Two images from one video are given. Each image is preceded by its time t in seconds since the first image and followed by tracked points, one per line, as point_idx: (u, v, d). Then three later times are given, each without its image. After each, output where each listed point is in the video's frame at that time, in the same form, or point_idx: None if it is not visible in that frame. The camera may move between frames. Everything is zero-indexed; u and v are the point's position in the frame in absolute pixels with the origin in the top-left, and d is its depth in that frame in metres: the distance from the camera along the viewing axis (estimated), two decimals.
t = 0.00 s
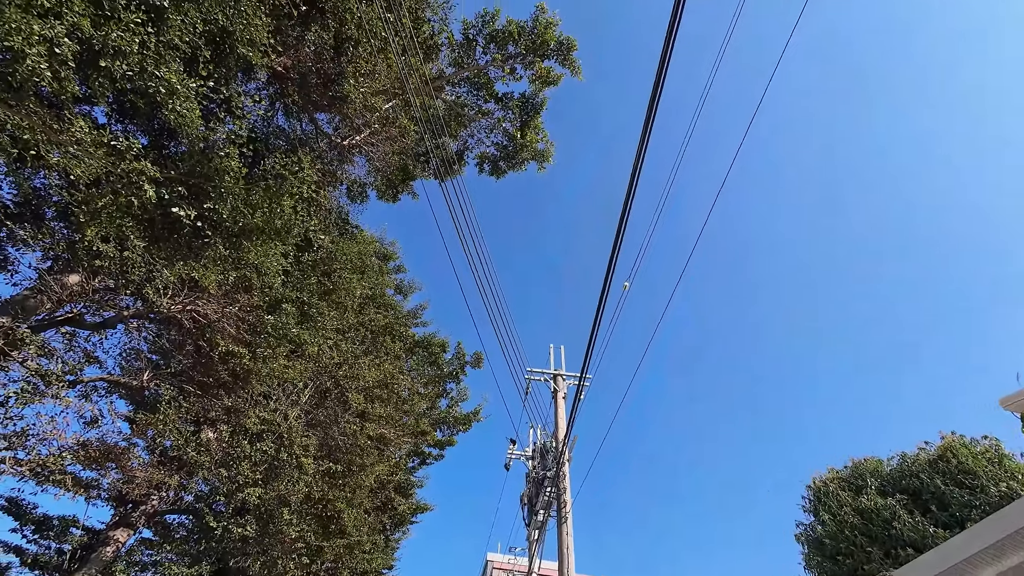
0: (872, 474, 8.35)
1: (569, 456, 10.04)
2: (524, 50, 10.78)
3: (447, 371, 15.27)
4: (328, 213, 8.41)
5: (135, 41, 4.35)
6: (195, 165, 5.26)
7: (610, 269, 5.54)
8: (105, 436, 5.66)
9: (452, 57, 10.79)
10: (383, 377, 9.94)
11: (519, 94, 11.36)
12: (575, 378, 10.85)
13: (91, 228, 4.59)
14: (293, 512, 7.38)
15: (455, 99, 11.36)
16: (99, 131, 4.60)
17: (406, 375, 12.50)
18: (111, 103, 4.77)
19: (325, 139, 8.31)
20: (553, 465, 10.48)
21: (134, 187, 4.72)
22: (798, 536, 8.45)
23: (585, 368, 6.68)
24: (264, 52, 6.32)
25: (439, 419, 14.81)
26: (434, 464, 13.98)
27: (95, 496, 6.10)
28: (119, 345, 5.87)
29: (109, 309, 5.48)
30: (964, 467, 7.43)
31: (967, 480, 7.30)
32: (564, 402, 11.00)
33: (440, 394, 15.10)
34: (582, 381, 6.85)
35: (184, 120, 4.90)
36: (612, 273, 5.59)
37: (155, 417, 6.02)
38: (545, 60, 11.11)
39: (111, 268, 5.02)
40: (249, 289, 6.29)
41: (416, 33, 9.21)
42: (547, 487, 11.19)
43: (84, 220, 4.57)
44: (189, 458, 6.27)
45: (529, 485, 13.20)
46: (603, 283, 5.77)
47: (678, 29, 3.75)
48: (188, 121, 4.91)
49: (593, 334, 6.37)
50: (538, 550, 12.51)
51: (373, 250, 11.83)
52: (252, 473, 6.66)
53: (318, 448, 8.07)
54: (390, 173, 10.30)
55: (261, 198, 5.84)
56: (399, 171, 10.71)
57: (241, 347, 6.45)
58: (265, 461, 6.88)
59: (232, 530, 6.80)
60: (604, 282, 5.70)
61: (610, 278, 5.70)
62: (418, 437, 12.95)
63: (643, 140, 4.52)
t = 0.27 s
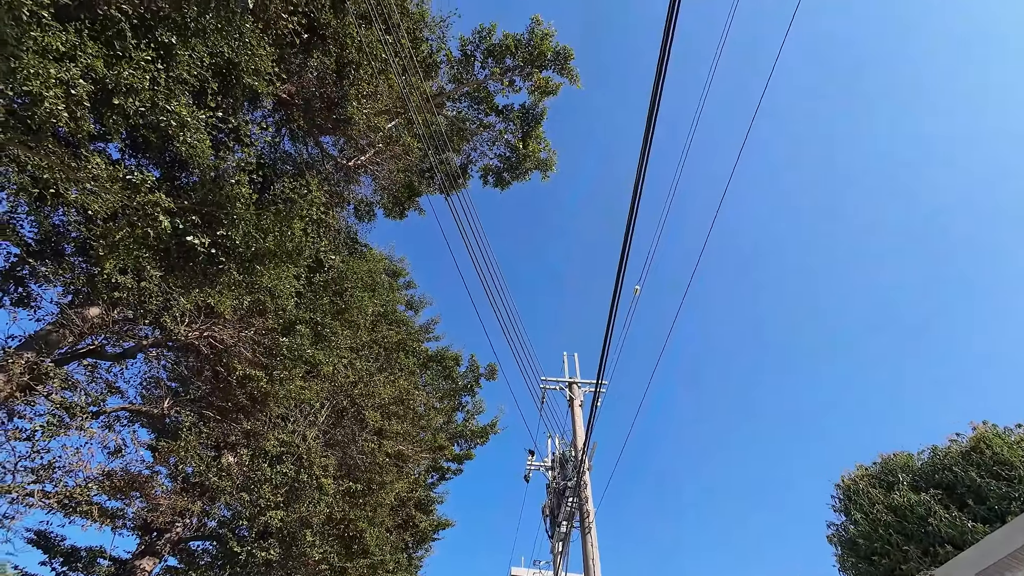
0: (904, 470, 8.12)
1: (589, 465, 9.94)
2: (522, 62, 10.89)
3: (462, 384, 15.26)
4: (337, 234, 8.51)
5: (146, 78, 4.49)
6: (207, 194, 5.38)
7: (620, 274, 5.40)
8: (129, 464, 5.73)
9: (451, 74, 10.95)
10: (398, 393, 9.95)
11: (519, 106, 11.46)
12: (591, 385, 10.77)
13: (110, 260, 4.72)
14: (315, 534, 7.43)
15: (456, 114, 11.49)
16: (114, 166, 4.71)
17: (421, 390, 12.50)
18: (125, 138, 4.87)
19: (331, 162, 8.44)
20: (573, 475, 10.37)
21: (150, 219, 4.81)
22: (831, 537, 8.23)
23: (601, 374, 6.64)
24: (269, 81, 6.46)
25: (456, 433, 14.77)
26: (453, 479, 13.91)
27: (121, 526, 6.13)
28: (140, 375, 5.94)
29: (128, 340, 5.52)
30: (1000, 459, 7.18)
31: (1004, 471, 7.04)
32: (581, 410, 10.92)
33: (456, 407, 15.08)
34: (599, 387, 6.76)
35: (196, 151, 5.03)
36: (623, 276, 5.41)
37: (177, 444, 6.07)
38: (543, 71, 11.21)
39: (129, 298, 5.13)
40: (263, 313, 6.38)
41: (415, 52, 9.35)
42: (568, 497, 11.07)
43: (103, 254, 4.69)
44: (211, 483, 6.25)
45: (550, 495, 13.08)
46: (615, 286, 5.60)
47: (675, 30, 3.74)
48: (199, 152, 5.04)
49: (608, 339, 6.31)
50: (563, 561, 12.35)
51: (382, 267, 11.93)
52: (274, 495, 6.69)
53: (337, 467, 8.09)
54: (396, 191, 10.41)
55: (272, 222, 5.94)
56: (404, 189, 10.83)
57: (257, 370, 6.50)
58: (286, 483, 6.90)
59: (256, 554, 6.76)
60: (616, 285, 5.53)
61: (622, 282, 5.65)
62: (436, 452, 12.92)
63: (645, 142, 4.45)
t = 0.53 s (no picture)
0: (929, 468, 7.82)
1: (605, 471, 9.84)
2: (524, 70, 10.95)
3: (475, 393, 15.24)
4: (347, 247, 8.59)
5: (157, 104, 4.57)
6: (220, 214, 5.47)
7: (629, 281, 5.26)
8: (148, 483, 5.79)
9: (454, 85, 11.07)
10: (411, 404, 9.96)
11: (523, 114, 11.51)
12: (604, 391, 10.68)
13: (126, 283, 4.82)
14: (333, 547, 7.44)
15: (460, 124, 11.58)
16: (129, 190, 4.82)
17: (434, 400, 12.51)
18: (137, 161, 5.00)
19: (338, 176, 8.54)
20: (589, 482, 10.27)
21: (165, 240, 4.88)
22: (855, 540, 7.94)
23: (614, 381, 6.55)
24: (276, 100, 6.57)
25: (471, 442, 14.73)
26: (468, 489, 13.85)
27: (142, 545, 6.20)
28: (157, 394, 6.10)
29: (146, 359, 5.65)
30: None
31: None
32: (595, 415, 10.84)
33: (469, 417, 15.06)
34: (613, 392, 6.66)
35: (207, 172, 5.12)
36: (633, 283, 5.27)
37: (195, 463, 6.11)
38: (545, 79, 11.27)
39: (146, 319, 5.21)
40: (277, 329, 6.44)
41: (418, 66, 9.46)
42: (585, 505, 10.96)
43: (120, 277, 4.80)
44: (229, 499, 6.28)
45: (567, 503, 12.96)
46: (625, 292, 5.45)
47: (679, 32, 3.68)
48: (210, 173, 5.12)
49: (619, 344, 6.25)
50: (582, 570, 12.21)
51: (392, 279, 12.00)
52: (291, 510, 6.73)
53: (353, 481, 8.10)
54: (403, 203, 10.50)
55: (283, 239, 6.02)
56: (411, 200, 10.92)
57: (273, 386, 6.52)
58: (303, 497, 6.92)
59: (275, 570, 6.82)
60: (627, 291, 5.38)
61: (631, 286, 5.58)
62: (451, 462, 12.90)
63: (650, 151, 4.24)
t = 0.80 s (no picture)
0: (948, 465, 7.69)
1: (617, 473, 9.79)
2: (527, 74, 10.99)
3: (484, 397, 15.24)
4: (354, 254, 8.66)
5: (168, 117, 4.67)
6: (230, 224, 5.52)
7: (637, 283, 5.21)
8: (164, 491, 5.86)
9: (458, 90, 11.15)
10: (421, 409, 9.99)
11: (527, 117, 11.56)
12: (614, 392, 10.64)
13: (140, 293, 4.88)
14: (347, 553, 7.46)
15: (465, 129, 11.64)
16: (142, 202, 4.89)
17: (444, 405, 12.53)
18: (149, 174, 5.08)
19: (345, 184, 8.62)
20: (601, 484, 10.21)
21: (177, 251, 4.94)
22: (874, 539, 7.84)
23: (624, 382, 6.51)
24: (283, 110, 6.65)
25: (481, 446, 14.73)
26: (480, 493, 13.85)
27: (158, 552, 6.27)
28: (171, 403, 6.12)
29: (159, 368, 5.67)
30: None
31: None
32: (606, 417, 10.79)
33: (479, 420, 15.06)
34: (624, 394, 6.62)
35: (217, 182, 5.18)
36: (641, 284, 5.20)
37: (209, 469, 6.20)
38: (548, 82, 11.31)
39: (159, 328, 5.27)
40: (287, 336, 6.50)
41: (422, 73, 9.53)
42: (597, 507, 10.91)
43: (134, 287, 4.87)
44: (242, 506, 6.37)
45: (578, 506, 12.91)
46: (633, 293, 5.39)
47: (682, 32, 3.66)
48: (221, 183, 5.18)
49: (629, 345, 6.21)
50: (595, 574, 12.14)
51: (400, 284, 12.07)
52: (304, 516, 6.76)
53: (364, 486, 8.13)
54: (410, 208, 10.56)
55: (293, 246, 6.09)
56: (417, 206, 10.99)
57: (284, 393, 6.57)
58: (316, 503, 6.96)
59: None
60: (634, 292, 5.31)
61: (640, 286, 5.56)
62: (462, 466, 12.90)
63: (655, 151, 4.20)
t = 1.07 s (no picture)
0: (965, 464, 7.58)
1: (626, 474, 9.76)
2: (531, 75, 11.00)
3: (492, 399, 15.25)
4: (362, 258, 8.71)
5: (178, 124, 4.73)
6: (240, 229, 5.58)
7: (644, 283, 5.18)
8: (177, 495, 5.92)
9: (463, 93, 11.19)
10: (430, 411, 10.02)
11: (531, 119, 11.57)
12: (623, 393, 10.60)
13: (152, 299, 4.91)
14: (357, 556, 7.49)
15: (470, 132, 11.68)
16: (153, 209, 4.96)
17: (452, 407, 12.56)
18: (160, 181, 5.15)
19: (352, 188, 8.68)
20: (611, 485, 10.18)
21: (188, 257, 5.05)
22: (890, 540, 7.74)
23: (633, 382, 6.48)
24: (290, 116, 6.72)
25: (490, 448, 14.75)
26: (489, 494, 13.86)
27: (172, 555, 6.34)
28: (183, 408, 6.28)
29: (172, 373, 5.81)
30: None
31: None
32: (614, 418, 10.76)
33: (488, 422, 15.08)
34: (632, 395, 6.58)
35: (226, 189, 5.24)
36: (648, 284, 5.17)
37: (222, 473, 6.25)
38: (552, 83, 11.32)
39: (171, 333, 5.34)
40: (297, 339, 6.54)
41: (426, 76, 9.58)
42: (607, 508, 10.87)
43: (147, 293, 4.89)
44: (254, 509, 6.41)
45: (588, 507, 12.87)
46: (641, 293, 5.35)
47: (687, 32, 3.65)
48: (230, 190, 5.24)
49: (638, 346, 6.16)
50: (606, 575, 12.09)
51: (407, 287, 12.12)
52: (315, 519, 6.80)
53: (374, 488, 8.17)
54: (416, 211, 10.61)
55: (301, 251, 6.14)
56: (424, 209, 11.03)
57: (294, 397, 6.63)
58: (326, 506, 7.00)
59: None
60: (642, 293, 5.27)
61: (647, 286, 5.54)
62: (471, 468, 12.92)
63: (661, 151, 4.18)
